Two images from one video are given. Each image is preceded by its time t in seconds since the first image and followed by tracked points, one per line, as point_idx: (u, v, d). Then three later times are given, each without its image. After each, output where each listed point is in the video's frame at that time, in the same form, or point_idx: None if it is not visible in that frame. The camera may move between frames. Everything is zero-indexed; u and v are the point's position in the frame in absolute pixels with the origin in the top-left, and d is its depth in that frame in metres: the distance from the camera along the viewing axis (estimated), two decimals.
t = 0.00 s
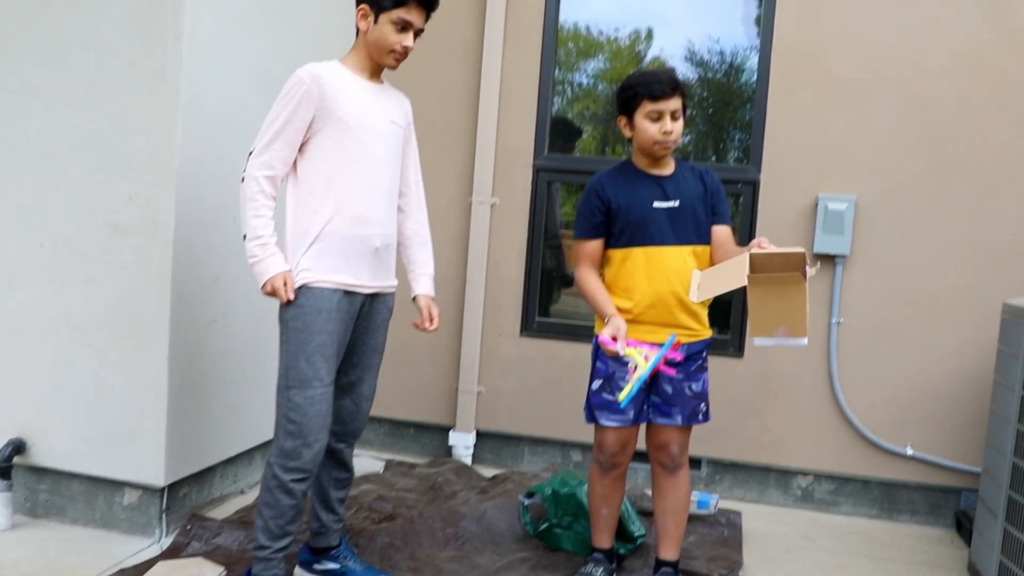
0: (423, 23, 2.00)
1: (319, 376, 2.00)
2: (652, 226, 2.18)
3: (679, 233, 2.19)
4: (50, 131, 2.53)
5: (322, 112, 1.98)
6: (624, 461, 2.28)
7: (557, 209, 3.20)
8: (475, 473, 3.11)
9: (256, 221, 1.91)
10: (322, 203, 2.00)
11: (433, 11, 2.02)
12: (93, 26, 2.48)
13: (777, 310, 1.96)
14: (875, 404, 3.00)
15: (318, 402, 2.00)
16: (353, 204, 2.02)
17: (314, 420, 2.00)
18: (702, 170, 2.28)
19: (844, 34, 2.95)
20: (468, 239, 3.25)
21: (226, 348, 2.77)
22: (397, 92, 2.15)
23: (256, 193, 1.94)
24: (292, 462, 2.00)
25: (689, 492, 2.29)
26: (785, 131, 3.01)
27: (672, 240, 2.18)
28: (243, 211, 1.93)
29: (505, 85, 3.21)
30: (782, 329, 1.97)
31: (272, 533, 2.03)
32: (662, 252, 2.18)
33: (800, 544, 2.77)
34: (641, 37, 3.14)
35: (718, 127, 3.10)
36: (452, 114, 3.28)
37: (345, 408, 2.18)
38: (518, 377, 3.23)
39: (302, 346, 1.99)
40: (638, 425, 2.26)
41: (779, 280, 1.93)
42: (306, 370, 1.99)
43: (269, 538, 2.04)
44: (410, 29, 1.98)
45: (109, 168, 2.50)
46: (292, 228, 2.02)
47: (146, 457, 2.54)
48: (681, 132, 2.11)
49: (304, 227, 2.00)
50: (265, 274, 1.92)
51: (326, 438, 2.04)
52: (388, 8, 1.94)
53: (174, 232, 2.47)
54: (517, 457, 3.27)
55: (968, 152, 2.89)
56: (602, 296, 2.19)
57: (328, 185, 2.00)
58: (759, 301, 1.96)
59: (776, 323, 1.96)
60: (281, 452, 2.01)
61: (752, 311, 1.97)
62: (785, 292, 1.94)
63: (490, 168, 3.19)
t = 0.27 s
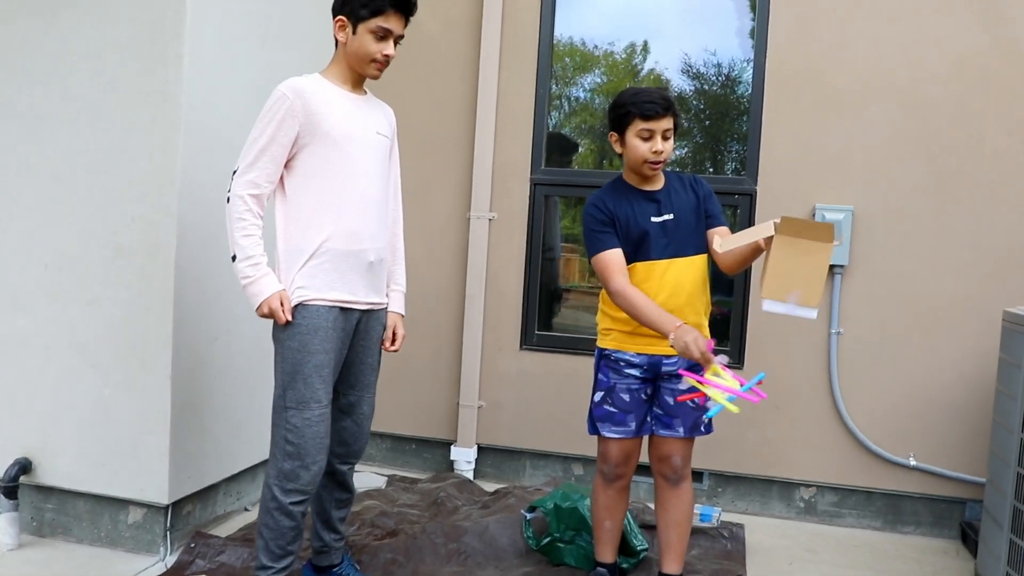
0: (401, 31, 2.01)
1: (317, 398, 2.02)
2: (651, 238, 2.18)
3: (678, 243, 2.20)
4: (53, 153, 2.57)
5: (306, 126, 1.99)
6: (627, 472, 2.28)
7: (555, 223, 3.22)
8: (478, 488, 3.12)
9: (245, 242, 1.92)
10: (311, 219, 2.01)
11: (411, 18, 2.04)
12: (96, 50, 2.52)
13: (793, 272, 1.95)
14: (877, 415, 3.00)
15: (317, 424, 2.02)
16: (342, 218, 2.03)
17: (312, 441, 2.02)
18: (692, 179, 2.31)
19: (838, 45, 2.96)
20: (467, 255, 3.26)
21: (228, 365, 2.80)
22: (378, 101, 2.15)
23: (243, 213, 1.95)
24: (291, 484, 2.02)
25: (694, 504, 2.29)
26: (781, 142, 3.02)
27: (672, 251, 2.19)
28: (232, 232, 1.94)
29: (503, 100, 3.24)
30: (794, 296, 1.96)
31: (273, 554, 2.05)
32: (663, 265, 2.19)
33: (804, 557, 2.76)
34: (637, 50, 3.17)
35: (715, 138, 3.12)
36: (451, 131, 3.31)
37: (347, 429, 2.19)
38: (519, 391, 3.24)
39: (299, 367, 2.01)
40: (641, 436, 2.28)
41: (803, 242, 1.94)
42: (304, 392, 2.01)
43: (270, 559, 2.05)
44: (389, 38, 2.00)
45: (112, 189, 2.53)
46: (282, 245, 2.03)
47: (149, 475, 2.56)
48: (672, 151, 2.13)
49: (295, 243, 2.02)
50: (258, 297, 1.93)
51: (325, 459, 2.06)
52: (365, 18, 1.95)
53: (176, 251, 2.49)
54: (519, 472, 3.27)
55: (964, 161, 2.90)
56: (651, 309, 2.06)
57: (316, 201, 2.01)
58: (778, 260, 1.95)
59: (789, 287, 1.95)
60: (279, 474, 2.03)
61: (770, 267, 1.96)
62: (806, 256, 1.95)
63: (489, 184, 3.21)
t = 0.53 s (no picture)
0: (375, 40, 2.00)
1: (318, 420, 2.02)
2: (657, 249, 2.17)
3: (682, 253, 2.20)
4: (53, 173, 2.58)
5: (285, 143, 1.97)
6: (632, 484, 2.27)
7: (555, 235, 3.22)
8: (482, 502, 3.11)
9: (235, 266, 1.90)
10: (299, 237, 2.00)
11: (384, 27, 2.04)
12: (94, 70, 2.53)
13: (794, 267, 1.88)
14: (882, 423, 2.98)
15: (317, 446, 2.02)
16: (331, 232, 2.02)
17: (313, 463, 2.02)
18: (686, 188, 2.32)
19: (836, 54, 2.97)
20: (468, 269, 3.26)
21: (230, 383, 2.79)
22: (354, 113, 2.15)
23: (229, 236, 1.92)
24: (292, 505, 2.02)
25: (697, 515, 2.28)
26: (780, 151, 3.02)
27: (678, 261, 2.18)
28: (219, 257, 1.91)
29: (501, 114, 3.24)
30: (791, 290, 1.89)
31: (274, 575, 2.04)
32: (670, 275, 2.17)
33: (812, 567, 2.74)
34: (635, 62, 3.17)
35: (715, 148, 3.12)
36: (450, 145, 3.31)
37: (361, 449, 2.17)
38: (522, 405, 3.23)
39: (299, 389, 2.00)
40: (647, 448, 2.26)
41: (807, 240, 1.87)
42: (306, 414, 2.01)
43: None
44: (364, 48, 2.00)
45: (111, 208, 2.53)
46: (272, 266, 2.01)
47: (152, 494, 2.55)
48: (670, 162, 2.13)
49: (286, 263, 2.00)
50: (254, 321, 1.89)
51: (325, 480, 2.06)
52: (337, 29, 1.95)
53: (177, 269, 2.50)
54: (524, 485, 3.25)
55: (964, 167, 2.89)
56: (698, 289, 2.02)
57: (303, 217, 2.00)
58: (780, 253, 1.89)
59: (786, 280, 1.89)
60: (279, 494, 2.03)
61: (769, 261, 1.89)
62: (806, 253, 1.88)
63: (488, 198, 3.22)
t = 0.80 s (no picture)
0: (363, 50, 2.01)
1: (321, 436, 2.02)
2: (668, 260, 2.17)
3: (694, 264, 2.19)
4: (63, 191, 2.59)
5: (279, 160, 1.95)
6: (645, 497, 2.26)
7: (563, 247, 3.22)
8: (493, 516, 3.10)
9: (236, 290, 1.87)
10: (297, 254, 1.99)
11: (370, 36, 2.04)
12: (103, 88, 2.55)
13: (810, 264, 1.89)
14: (894, 432, 2.96)
15: (321, 461, 2.03)
16: (328, 248, 2.01)
17: (316, 478, 2.03)
18: (697, 200, 2.32)
19: (841, 63, 2.97)
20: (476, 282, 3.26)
21: (239, 398, 2.79)
22: (340, 124, 2.14)
23: (227, 259, 1.89)
24: (293, 520, 2.01)
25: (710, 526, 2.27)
26: (788, 161, 3.02)
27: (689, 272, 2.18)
28: (218, 281, 1.88)
29: (508, 127, 3.25)
30: (808, 288, 1.90)
31: None
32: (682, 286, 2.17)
33: None
34: (642, 74, 3.18)
35: (723, 158, 3.11)
36: (457, 158, 3.32)
37: (379, 459, 2.15)
38: (532, 417, 3.22)
39: (303, 406, 2.00)
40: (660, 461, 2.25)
41: (821, 237, 1.88)
42: (309, 430, 2.02)
43: None
44: (352, 59, 2.00)
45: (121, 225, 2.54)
46: (271, 286, 1.99)
47: (163, 509, 2.55)
48: (683, 172, 2.13)
49: (285, 282, 1.98)
50: (260, 344, 1.88)
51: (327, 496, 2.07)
52: (326, 41, 1.95)
53: (186, 285, 2.50)
54: (535, 499, 3.24)
55: (972, 175, 2.88)
56: (712, 291, 2.00)
57: (300, 234, 1.99)
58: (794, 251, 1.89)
59: (803, 278, 1.90)
60: (281, 509, 2.02)
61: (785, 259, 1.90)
62: (822, 249, 1.89)
63: (496, 211, 3.22)
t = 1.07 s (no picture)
0: (364, 62, 2.02)
1: (327, 447, 2.04)
2: (683, 271, 2.17)
3: (708, 275, 2.19)
4: (80, 205, 2.61)
5: (285, 177, 1.96)
6: (660, 509, 2.25)
7: (576, 259, 3.22)
8: (506, 527, 3.09)
9: (248, 309, 1.87)
10: (306, 270, 2.00)
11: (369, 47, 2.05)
12: (120, 103, 2.57)
13: (830, 270, 1.88)
14: (909, 443, 2.95)
15: (326, 473, 2.04)
16: (337, 262, 2.03)
17: (323, 488, 2.04)
18: (712, 211, 2.33)
19: (852, 72, 2.97)
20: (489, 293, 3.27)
21: (254, 411, 2.80)
22: (343, 138, 2.15)
23: (238, 278, 1.90)
24: (299, 530, 2.02)
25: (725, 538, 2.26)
26: (800, 172, 3.02)
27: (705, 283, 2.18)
28: (229, 300, 1.89)
29: (520, 138, 3.26)
30: (831, 293, 1.89)
31: None
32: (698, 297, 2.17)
33: None
34: (653, 84, 3.19)
35: (735, 168, 3.12)
36: (469, 170, 3.33)
37: (389, 468, 2.17)
38: (545, 428, 3.22)
39: (310, 419, 2.01)
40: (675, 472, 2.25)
41: (838, 240, 1.86)
42: (315, 441, 2.03)
43: None
44: (353, 72, 2.01)
45: (137, 238, 2.56)
46: (281, 303, 2.00)
47: (178, 521, 2.56)
48: (695, 184, 2.14)
49: (294, 298, 1.99)
50: (273, 361, 1.89)
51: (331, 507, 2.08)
52: (327, 56, 1.96)
53: (201, 297, 2.52)
54: (548, 510, 3.23)
55: (986, 184, 2.88)
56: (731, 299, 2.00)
57: (309, 250, 2.00)
58: (813, 258, 1.88)
59: (825, 284, 1.88)
60: (286, 519, 2.03)
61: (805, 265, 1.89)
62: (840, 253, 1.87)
63: (508, 222, 3.23)
